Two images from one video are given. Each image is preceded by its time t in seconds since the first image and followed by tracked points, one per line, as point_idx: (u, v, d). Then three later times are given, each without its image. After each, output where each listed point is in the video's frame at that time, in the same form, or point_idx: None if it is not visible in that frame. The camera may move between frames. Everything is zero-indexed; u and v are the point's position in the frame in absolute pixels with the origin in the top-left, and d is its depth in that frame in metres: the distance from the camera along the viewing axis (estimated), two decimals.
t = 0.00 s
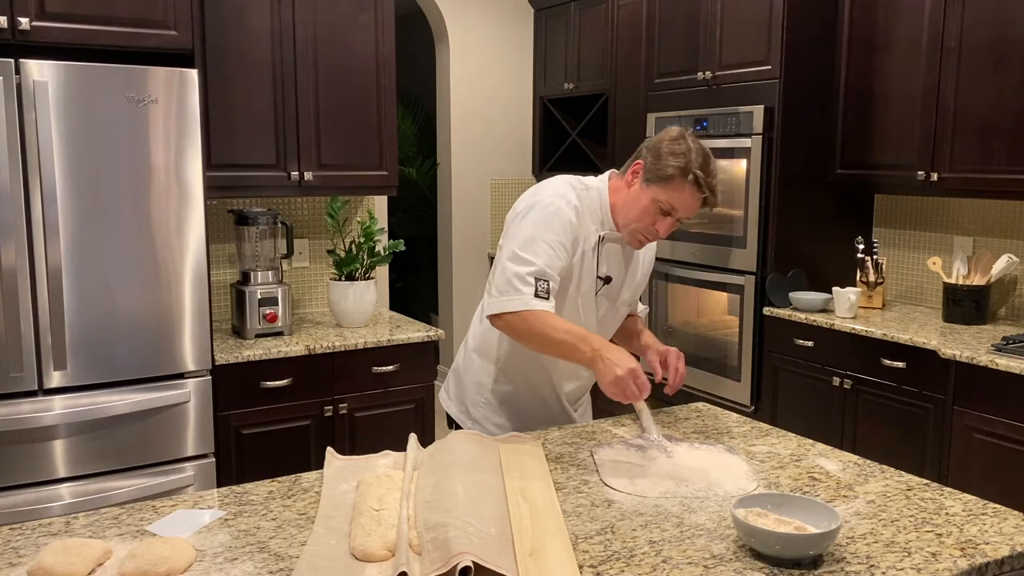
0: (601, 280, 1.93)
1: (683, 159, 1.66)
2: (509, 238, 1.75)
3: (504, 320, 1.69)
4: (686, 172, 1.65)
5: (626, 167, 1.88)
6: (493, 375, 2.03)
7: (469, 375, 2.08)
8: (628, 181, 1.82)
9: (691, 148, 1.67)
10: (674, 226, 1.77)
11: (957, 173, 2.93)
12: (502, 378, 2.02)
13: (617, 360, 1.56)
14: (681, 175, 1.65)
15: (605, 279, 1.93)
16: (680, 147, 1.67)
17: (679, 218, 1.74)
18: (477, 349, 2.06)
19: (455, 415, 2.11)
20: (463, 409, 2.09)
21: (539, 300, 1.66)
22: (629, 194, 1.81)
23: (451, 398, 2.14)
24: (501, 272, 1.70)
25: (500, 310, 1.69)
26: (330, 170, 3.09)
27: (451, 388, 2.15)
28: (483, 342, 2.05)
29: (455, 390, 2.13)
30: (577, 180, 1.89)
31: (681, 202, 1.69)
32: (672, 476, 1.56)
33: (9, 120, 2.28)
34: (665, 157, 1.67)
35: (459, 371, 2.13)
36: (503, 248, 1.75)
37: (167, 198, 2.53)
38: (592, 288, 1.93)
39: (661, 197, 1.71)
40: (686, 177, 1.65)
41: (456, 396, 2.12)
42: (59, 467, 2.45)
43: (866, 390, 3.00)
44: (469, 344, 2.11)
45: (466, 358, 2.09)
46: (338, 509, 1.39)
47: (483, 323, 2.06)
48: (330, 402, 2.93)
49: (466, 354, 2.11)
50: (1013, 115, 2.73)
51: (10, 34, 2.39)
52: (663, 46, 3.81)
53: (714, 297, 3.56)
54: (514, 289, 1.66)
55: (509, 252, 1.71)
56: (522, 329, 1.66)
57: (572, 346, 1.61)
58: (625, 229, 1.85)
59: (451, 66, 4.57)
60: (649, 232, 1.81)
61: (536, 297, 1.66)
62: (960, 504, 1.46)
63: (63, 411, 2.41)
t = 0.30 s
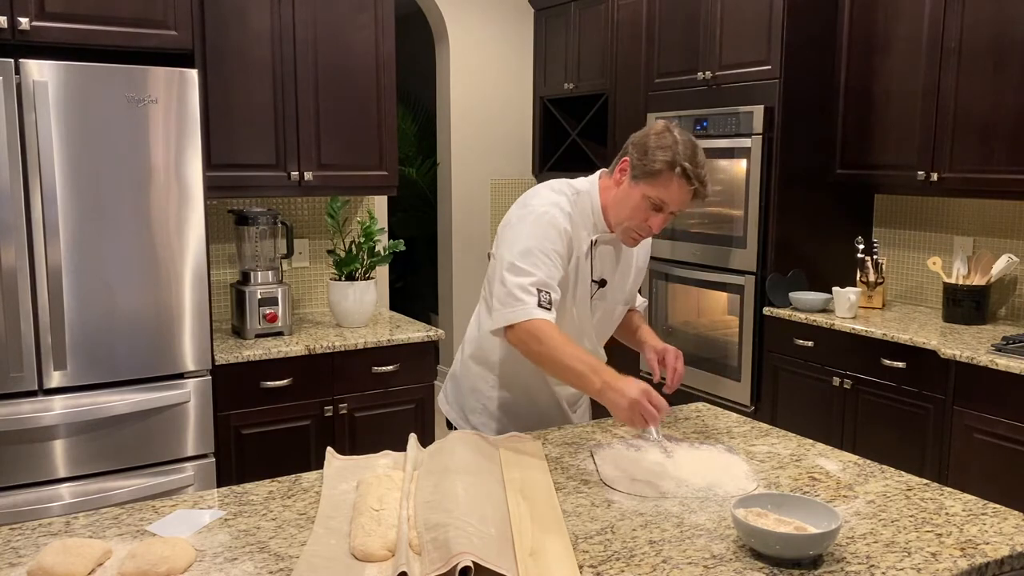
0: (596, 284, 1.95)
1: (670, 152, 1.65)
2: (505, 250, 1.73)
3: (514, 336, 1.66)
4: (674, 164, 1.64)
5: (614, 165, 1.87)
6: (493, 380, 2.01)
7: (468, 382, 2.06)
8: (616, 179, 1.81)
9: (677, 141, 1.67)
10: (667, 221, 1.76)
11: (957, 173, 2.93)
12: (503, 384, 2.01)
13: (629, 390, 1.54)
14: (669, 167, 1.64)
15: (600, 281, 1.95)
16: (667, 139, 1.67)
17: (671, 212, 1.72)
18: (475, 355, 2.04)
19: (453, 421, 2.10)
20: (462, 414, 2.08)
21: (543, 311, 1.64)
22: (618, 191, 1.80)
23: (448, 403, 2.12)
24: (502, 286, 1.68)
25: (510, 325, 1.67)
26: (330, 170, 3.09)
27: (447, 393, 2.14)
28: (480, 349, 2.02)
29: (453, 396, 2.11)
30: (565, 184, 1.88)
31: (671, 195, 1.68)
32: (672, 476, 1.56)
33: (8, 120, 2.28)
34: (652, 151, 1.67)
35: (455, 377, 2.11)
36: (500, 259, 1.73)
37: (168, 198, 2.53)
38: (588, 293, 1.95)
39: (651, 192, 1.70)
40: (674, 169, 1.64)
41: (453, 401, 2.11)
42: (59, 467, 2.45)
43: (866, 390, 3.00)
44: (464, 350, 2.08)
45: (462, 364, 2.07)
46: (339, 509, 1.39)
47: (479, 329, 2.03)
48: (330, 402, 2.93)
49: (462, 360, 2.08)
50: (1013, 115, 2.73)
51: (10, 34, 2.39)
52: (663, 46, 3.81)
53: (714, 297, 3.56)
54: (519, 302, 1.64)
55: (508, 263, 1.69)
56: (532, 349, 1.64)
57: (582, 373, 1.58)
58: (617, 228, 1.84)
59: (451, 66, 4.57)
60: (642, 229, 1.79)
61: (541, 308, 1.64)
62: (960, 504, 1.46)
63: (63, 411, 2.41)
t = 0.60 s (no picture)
0: (597, 289, 1.96)
1: (666, 150, 1.65)
2: (511, 258, 1.71)
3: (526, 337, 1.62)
4: (671, 163, 1.64)
5: (607, 167, 1.87)
6: (492, 387, 2.02)
7: (467, 388, 2.06)
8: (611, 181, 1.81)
9: (671, 139, 1.67)
10: (666, 220, 1.76)
11: (957, 173, 2.93)
12: (502, 391, 2.01)
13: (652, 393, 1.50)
14: (666, 166, 1.64)
15: (601, 286, 1.96)
16: (660, 138, 1.67)
17: (670, 210, 1.72)
18: (473, 362, 2.04)
19: (453, 428, 2.10)
20: (462, 420, 2.09)
21: (552, 314, 1.62)
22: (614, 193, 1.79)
23: (448, 411, 2.12)
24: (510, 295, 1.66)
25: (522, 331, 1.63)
26: (330, 171, 3.09)
27: (447, 401, 2.14)
28: (479, 356, 2.02)
29: (453, 403, 2.11)
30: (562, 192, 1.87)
31: (669, 193, 1.67)
32: (672, 475, 1.57)
33: (9, 120, 2.28)
34: (647, 151, 1.67)
35: (455, 384, 2.11)
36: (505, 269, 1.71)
37: (167, 198, 2.53)
38: (591, 298, 1.96)
39: (648, 192, 1.70)
40: (671, 167, 1.64)
41: (454, 409, 2.11)
42: (59, 467, 2.45)
43: (866, 390, 3.00)
44: (463, 356, 2.08)
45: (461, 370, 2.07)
46: (339, 509, 1.39)
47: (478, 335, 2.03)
48: (330, 402, 2.93)
49: (460, 366, 2.08)
50: (1013, 115, 2.73)
51: (10, 34, 2.39)
52: (663, 46, 3.81)
53: (714, 297, 3.56)
54: (531, 308, 1.61)
55: (514, 272, 1.67)
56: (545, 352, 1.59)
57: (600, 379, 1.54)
58: (616, 230, 1.83)
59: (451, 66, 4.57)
60: (641, 230, 1.79)
61: (551, 312, 1.62)
62: (960, 504, 1.46)
63: (63, 411, 2.41)
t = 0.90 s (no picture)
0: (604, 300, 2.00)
1: (671, 157, 1.64)
2: (567, 269, 1.58)
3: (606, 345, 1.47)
4: (679, 168, 1.64)
5: (605, 181, 1.84)
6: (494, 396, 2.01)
7: (466, 396, 2.04)
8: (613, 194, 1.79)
9: (673, 144, 1.66)
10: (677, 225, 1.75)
11: (957, 173, 2.93)
12: (504, 399, 2.01)
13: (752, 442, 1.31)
14: (675, 173, 1.63)
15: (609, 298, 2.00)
16: (662, 145, 1.66)
17: (680, 215, 1.72)
18: (473, 371, 2.02)
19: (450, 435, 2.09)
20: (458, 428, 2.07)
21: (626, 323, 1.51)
22: (620, 206, 1.77)
23: (443, 418, 2.10)
24: (576, 307, 1.52)
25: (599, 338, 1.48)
26: (330, 171, 3.09)
27: (442, 408, 2.11)
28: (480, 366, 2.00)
29: (449, 411, 2.09)
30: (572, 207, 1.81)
31: (680, 199, 1.67)
32: (672, 475, 1.57)
33: (8, 120, 2.28)
34: (651, 161, 1.65)
35: (450, 392, 2.08)
36: (557, 283, 1.58)
37: (168, 198, 2.53)
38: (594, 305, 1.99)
39: (659, 201, 1.68)
40: (679, 173, 1.63)
41: (449, 417, 2.09)
42: (59, 467, 2.45)
43: (866, 390, 3.00)
44: (460, 366, 2.05)
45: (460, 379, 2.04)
46: (339, 508, 1.39)
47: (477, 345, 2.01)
48: (330, 402, 2.93)
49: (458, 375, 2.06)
50: (1013, 115, 2.73)
51: (10, 34, 2.39)
52: (663, 46, 3.81)
53: (714, 297, 3.56)
54: (605, 316, 1.49)
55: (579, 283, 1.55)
56: (630, 365, 1.43)
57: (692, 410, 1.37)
58: (628, 243, 1.81)
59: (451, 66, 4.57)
60: (655, 238, 1.77)
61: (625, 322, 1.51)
62: (961, 504, 1.46)
63: (63, 411, 2.41)
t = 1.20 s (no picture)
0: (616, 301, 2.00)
1: (688, 160, 1.65)
2: (568, 279, 1.58)
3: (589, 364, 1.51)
4: (696, 171, 1.65)
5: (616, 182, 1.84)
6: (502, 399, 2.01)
7: (472, 399, 2.03)
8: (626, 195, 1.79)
9: (688, 147, 1.67)
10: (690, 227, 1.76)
11: (957, 173, 2.93)
12: (512, 401, 2.01)
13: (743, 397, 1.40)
14: (693, 176, 1.64)
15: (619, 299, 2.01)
16: (678, 147, 1.66)
17: (694, 217, 1.72)
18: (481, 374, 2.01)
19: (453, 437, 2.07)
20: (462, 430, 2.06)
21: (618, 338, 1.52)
22: (634, 207, 1.77)
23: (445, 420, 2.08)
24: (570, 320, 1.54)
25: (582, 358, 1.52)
26: (330, 171, 3.10)
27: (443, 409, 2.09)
28: (489, 369, 1.99)
29: (452, 413, 2.07)
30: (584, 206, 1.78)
31: (696, 201, 1.67)
32: (672, 475, 1.57)
33: (8, 120, 2.28)
34: (667, 162, 1.65)
35: (453, 394, 2.07)
36: (556, 292, 1.58)
37: (168, 198, 2.53)
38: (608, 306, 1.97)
39: (674, 203, 1.69)
40: (697, 176, 1.64)
41: (451, 418, 2.07)
42: (59, 467, 2.45)
43: (866, 390, 3.00)
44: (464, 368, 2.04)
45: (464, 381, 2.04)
46: (339, 508, 1.39)
47: (485, 348, 1.99)
48: (330, 402, 2.93)
49: (464, 377, 2.04)
50: (1013, 115, 2.73)
51: (11, 34, 2.39)
52: (663, 46, 3.81)
53: (714, 297, 3.56)
54: (601, 332, 1.51)
55: (574, 296, 1.55)
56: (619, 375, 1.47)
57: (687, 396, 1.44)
58: (640, 243, 1.81)
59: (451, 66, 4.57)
60: (668, 239, 1.78)
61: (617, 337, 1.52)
62: (960, 503, 1.46)
63: (63, 411, 2.41)
